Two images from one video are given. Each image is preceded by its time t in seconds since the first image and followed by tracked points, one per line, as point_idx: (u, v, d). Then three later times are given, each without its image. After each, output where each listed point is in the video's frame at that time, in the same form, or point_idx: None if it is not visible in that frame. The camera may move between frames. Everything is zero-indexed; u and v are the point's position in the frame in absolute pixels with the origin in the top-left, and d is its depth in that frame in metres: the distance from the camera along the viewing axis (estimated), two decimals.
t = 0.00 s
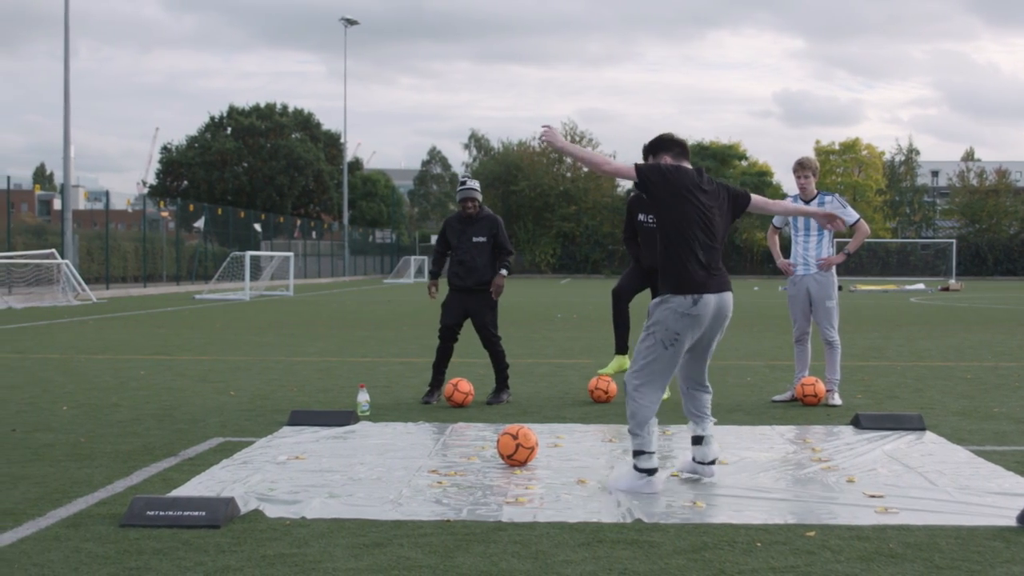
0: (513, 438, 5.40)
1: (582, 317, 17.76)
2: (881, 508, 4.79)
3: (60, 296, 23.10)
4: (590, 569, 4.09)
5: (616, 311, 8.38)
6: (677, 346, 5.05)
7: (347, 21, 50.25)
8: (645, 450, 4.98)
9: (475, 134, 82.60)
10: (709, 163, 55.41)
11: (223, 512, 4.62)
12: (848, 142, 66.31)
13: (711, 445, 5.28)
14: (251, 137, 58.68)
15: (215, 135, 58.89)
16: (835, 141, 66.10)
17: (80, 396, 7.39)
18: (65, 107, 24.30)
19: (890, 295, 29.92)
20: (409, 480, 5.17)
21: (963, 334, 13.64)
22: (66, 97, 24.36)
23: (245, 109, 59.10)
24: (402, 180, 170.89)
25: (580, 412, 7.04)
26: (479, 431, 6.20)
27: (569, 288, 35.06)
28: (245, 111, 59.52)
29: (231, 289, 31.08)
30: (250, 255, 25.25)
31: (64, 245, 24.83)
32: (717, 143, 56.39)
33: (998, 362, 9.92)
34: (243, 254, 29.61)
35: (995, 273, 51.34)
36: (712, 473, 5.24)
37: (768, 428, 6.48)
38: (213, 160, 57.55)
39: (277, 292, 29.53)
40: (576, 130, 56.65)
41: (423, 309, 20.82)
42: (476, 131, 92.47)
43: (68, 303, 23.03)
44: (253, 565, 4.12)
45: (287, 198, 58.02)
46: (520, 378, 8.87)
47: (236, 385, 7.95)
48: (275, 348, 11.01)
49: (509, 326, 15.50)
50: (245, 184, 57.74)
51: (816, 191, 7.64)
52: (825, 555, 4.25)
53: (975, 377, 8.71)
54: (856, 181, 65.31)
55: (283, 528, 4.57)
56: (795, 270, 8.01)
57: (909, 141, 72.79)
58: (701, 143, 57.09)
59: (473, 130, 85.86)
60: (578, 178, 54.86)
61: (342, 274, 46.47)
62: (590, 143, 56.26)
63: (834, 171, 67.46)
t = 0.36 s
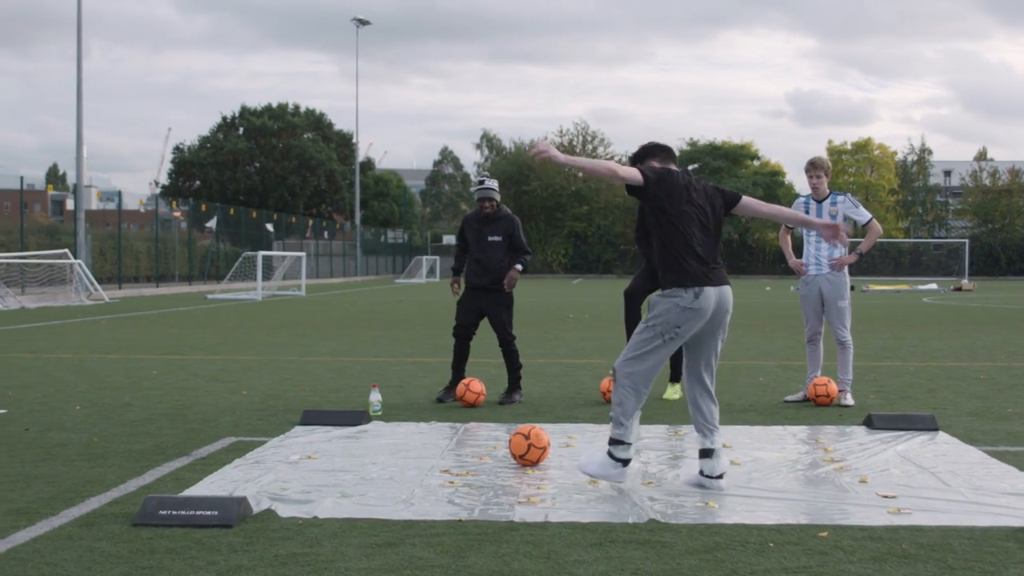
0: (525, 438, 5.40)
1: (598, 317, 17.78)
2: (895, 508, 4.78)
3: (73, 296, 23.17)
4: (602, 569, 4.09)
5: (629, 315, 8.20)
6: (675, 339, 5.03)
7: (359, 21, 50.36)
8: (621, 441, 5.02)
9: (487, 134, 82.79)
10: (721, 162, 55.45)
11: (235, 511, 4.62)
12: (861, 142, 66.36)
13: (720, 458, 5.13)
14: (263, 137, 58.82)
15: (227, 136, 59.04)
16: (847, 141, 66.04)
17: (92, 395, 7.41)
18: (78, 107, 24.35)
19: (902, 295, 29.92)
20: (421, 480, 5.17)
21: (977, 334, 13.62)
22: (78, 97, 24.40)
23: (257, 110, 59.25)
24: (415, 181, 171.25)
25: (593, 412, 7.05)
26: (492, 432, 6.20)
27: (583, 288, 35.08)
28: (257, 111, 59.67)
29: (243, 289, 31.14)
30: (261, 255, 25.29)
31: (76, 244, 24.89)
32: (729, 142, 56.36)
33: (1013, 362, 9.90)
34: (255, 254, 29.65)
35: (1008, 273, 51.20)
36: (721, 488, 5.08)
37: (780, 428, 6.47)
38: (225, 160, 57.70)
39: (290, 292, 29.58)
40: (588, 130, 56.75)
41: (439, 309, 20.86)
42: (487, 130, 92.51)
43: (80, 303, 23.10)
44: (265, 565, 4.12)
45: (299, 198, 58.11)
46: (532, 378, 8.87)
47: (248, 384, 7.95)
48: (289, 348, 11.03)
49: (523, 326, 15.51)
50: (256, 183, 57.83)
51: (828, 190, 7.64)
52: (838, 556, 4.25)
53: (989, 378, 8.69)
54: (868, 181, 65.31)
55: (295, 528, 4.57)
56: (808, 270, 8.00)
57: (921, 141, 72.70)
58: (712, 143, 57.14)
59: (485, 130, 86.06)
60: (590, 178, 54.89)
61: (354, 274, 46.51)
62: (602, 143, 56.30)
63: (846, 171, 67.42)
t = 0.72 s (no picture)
0: (538, 438, 5.41)
1: (617, 318, 17.77)
2: (908, 509, 4.77)
3: (87, 296, 23.22)
4: (616, 569, 4.08)
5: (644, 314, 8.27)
6: (662, 341, 5.07)
7: (372, 22, 50.45)
8: (630, 431, 5.07)
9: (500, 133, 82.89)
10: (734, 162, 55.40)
11: (249, 511, 4.63)
12: (875, 141, 66.29)
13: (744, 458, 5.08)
14: (276, 137, 59.02)
15: (240, 136, 59.26)
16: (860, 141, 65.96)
17: (107, 394, 7.44)
18: (93, 107, 24.41)
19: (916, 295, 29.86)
20: (434, 480, 5.17)
21: (995, 335, 13.56)
22: (93, 97, 24.46)
23: (270, 110, 59.46)
24: (427, 181, 171.55)
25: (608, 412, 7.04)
26: (505, 432, 6.21)
27: (598, 288, 35.06)
28: (270, 111, 59.89)
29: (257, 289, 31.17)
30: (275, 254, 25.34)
31: (91, 244, 24.97)
32: (742, 142, 56.23)
33: None
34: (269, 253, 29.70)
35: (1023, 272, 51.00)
36: (751, 485, 5.04)
37: (794, 429, 6.46)
38: (238, 160, 57.92)
39: (303, 292, 29.62)
40: (601, 129, 56.83)
41: (456, 309, 20.88)
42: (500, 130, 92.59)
43: (94, 303, 23.17)
44: (278, 565, 4.12)
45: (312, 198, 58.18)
46: (546, 378, 8.86)
47: (262, 383, 7.96)
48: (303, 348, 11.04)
49: (538, 326, 15.49)
50: (269, 183, 58.02)
51: (843, 190, 7.61)
52: (852, 556, 4.23)
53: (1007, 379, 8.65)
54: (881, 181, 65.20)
55: (308, 527, 4.58)
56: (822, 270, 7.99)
57: (936, 141, 72.54)
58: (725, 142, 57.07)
59: (498, 130, 86.18)
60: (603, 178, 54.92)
61: (367, 274, 46.53)
62: (614, 143, 56.32)
63: (859, 171, 67.32)
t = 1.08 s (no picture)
0: (551, 438, 5.41)
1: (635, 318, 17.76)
2: (921, 510, 4.75)
3: (100, 296, 23.25)
4: (627, 570, 4.08)
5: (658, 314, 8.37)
6: (668, 351, 5.05)
7: (384, 22, 50.48)
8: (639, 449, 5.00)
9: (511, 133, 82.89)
10: (746, 162, 55.33)
11: (261, 510, 4.63)
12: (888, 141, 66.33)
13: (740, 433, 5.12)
14: (288, 137, 59.15)
15: (252, 136, 59.42)
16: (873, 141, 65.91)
17: (119, 394, 7.46)
18: (105, 107, 24.49)
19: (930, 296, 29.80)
20: (446, 480, 5.18)
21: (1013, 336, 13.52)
22: (105, 98, 24.53)
23: (283, 110, 59.61)
24: (439, 181, 171.65)
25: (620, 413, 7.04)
26: (517, 432, 6.21)
27: (612, 288, 35.04)
28: (283, 112, 60.04)
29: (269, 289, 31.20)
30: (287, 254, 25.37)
31: (104, 244, 25.03)
32: (755, 142, 56.12)
33: None
34: (282, 253, 29.72)
35: None
36: (753, 457, 5.03)
37: (807, 429, 6.45)
38: (250, 160, 58.08)
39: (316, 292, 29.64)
40: (614, 130, 56.89)
41: (472, 309, 20.88)
42: (511, 130, 92.80)
43: (107, 303, 23.23)
44: (291, 564, 4.13)
45: (325, 198, 58.26)
46: (558, 379, 8.86)
47: (274, 382, 7.97)
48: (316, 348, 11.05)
49: (551, 326, 15.46)
50: (281, 183, 58.15)
51: (855, 189, 7.61)
52: (864, 557, 4.22)
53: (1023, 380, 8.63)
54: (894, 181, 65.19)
55: (320, 527, 4.58)
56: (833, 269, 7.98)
57: (949, 141, 72.40)
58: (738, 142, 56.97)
59: (510, 130, 86.19)
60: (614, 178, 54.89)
61: (379, 273, 46.53)
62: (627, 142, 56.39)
63: (872, 171, 67.28)
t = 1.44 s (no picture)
0: (563, 438, 5.43)
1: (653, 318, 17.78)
2: (934, 511, 4.74)
3: (113, 296, 23.34)
4: (639, 570, 4.07)
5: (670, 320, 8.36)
6: (677, 345, 5.06)
7: (396, 22, 50.56)
8: (627, 450, 4.99)
9: (523, 134, 82.92)
10: (759, 162, 55.28)
11: (273, 510, 4.63)
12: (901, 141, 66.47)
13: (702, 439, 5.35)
14: (300, 137, 59.27)
15: (264, 136, 59.56)
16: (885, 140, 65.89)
17: (131, 394, 7.48)
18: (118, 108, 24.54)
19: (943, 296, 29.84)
20: (458, 479, 5.19)
21: None
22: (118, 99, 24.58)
23: (294, 110, 59.73)
24: (451, 181, 171.84)
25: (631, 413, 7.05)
26: (528, 432, 6.22)
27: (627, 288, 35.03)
28: (295, 112, 60.17)
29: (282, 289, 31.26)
30: (299, 254, 25.42)
31: (116, 244, 25.08)
32: (767, 142, 56.04)
33: None
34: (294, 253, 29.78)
35: None
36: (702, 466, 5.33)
37: (818, 429, 6.43)
38: (263, 160, 58.21)
39: (327, 292, 29.68)
40: (625, 130, 56.85)
41: (489, 309, 20.89)
42: (523, 131, 92.79)
43: (119, 303, 23.28)
44: (302, 564, 4.12)
45: (336, 198, 58.34)
46: (570, 378, 8.87)
47: (285, 382, 7.98)
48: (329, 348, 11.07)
49: (564, 327, 15.47)
50: (293, 183, 58.26)
51: (867, 189, 7.63)
52: (877, 558, 4.21)
53: None
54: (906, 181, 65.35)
55: (332, 526, 4.58)
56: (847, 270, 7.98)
57: (962, 141, 72.32)
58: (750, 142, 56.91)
59: (522, 131, 86.29)
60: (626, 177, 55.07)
61: (391, 273, 46.56)
62: (639, 142, 56.36)
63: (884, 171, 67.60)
